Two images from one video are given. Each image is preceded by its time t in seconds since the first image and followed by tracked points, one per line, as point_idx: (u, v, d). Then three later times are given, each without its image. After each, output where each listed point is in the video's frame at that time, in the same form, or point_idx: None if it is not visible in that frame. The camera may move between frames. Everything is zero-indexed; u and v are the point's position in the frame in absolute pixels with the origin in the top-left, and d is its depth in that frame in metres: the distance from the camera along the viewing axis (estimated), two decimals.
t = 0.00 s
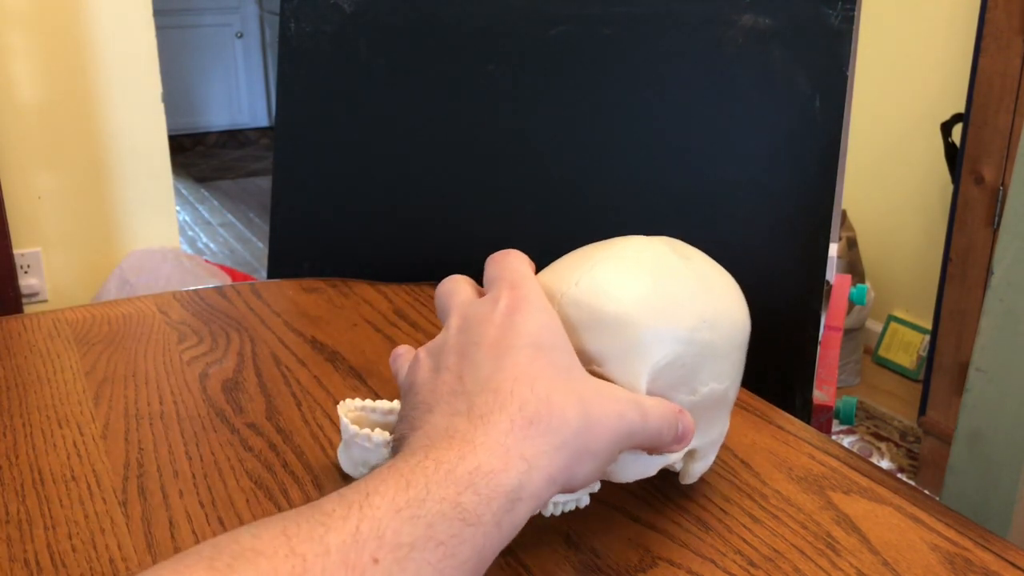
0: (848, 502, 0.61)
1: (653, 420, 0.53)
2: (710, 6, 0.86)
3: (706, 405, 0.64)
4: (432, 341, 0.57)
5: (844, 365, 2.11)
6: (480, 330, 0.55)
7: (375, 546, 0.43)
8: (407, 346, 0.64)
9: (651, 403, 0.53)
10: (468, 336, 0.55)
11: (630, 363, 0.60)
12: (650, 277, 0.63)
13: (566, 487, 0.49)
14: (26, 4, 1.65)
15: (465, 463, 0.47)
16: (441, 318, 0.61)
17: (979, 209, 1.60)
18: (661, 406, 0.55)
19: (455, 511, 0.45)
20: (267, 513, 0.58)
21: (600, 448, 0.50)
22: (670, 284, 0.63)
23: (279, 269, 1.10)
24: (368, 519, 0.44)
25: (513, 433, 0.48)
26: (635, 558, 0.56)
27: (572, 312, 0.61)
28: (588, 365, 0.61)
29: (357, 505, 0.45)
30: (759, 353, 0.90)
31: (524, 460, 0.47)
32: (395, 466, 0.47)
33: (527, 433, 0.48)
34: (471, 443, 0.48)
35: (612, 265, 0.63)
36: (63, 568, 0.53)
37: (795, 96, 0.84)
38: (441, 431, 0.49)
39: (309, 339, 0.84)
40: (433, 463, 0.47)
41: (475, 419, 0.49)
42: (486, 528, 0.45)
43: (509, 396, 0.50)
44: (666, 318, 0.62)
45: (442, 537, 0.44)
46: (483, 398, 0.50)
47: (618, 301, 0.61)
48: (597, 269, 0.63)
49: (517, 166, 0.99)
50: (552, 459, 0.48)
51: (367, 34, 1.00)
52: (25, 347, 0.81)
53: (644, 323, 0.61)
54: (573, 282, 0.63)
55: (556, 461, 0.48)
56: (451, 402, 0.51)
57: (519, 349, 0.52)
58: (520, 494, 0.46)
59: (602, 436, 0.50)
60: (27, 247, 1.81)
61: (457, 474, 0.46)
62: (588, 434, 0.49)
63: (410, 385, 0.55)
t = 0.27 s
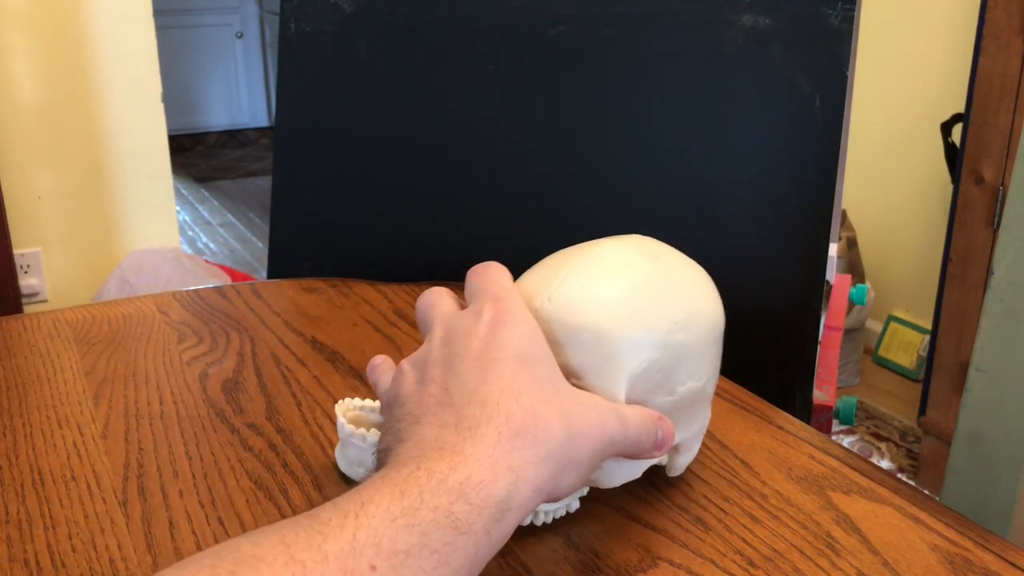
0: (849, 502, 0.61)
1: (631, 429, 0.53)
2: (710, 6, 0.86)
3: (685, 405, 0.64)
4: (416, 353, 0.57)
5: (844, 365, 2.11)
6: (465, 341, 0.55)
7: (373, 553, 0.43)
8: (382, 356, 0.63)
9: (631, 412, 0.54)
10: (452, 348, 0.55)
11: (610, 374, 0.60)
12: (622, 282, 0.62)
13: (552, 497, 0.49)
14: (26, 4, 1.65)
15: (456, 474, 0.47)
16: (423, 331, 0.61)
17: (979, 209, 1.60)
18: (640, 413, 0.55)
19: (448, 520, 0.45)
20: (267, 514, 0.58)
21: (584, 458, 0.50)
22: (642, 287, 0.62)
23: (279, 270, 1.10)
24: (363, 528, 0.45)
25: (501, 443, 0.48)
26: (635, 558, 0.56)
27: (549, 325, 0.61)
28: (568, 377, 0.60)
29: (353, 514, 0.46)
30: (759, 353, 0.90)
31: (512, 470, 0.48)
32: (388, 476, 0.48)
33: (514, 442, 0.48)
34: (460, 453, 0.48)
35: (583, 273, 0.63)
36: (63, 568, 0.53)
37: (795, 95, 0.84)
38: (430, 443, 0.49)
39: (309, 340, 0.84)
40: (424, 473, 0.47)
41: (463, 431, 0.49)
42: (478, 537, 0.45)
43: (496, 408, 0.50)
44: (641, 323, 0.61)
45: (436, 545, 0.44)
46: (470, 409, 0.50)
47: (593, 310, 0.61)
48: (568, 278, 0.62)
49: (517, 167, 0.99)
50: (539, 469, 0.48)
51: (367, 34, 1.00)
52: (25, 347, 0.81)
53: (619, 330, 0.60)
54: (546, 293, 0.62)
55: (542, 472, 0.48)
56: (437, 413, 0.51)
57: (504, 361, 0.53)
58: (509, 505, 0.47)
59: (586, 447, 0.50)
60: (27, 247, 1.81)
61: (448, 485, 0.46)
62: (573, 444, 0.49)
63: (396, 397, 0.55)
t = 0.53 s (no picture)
0: (849, 502, 0.61)
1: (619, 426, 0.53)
2: (710, 6, 0.86)
3: (673, 404, 0.65)
4: (405, 363, 0.57)
5: (844, 365, 2.11)
6: (455, 350, 0.55)
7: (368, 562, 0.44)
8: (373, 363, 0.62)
9: (621, 417, 0.54)
10: (441, 355, 0.55)
11: (599, 379, 0.60)
12: (609, 284, 0.62)
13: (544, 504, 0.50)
14: (26, 4, 1.65)
15: (450, 484, 0.47)
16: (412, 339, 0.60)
17: (979, 209, 1.60)
18: (628, 416, 0.55)
19: (443, 530, 0.46)
20: (268, 514, 0.58)
21: (574, 466, 0.50)
22: (629, 290, 0.62)
23: (279, 270, 1.10)
24: (359, 538, 0.45)
25: (493, 453, 0.49)
26: (635, 558, 0.56)
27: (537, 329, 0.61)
28: (557, 385, 0.61)
29: (349, 525, 0.46)
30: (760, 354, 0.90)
31: (504, 479, 0.48)
32: (381, 488, 0.48)
33: (506, 451, 0.49)
34: (453, 463, 0.48)
35: (570, 276, 0.63)
36: (63, 568, 0.53)
37: (795, 95, 0.84)
38: (422, 454, 0.50)
39: (309, 340, 0.84)
40: (418, 483, 0.48)
41: (455, 441, 0.49)
42: (472, 547, 0.46)
43: (487, 417, 0.50)
44: (628, 327, 0.61)
45: (431, 555, 0.45)
46: (461, 419, 0.50)
47: (580, 314, 0.61)
48: (555, 281, 0.62)
49: (517, 167, 0.99)
50: (530, 478, 0.48)
51: (367, 34, 1.00)
52: (25, 347, 0.81)
53: (607, 334, 0.61)
54: (534, 297, 0.62)
55: (534, 480, 0.49)
56: (428, 423, 0.51)
57: (494, 370, 0.53)
58: (502, 514, 0.47)
59: (575, 454, 0.50)
60: (27, 247, 1.81)
61: (442, 495, 0.47)
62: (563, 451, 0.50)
63: (387, 407, 0.55)
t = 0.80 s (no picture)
0: (849, 502, 0.61)
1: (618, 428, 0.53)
2: (710, 6, 0.86)
3: (672, 400, 0.65)
4: (404, 367, 0.57)
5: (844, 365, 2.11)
6: (454, 353, 0.55)
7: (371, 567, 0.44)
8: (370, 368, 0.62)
9: (618, 419, 0.54)
10: (440, 358, 0.55)
11: (597, 378, 0.60)
12: (605, 283, 0.62)
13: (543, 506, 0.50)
14: (26, 4, 1.65)
15: (451, 488, 0.48)
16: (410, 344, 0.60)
17: (979, 209, 1.60)
18: (627, 418, 0.55)
19: (445, 535, 0.46)
20: (268, 514, 0.58)
21: (574, 470, 0.50)
22: (625, 288, 0.63)
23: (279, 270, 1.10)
24: (361, 543, 0.45)
25: (494, 458, 0.49)
26: (635, 558, 0.56)
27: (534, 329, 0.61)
28: (557, 386, 0.61)
29: (351, 530, 0.46)
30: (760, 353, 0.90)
31: (505, 483, 0.48)
32: (381, 492, 0.48)
33: (506, 455, 0.49)
34: (454, 469, 0.49)
35: (565, 275, 0.63)
36: (63, 568, 0.53)
37: (795, 95, 0.84)
38: (422, 458, 0.50)
39: (310, 340, 0.84)
40: (419, 488, 0.48)
41: (456, 445, 0.50)
42: (474, 551, 0.46)
43: (487, 421, 0.50)
44: (625, 325, 0.62)
45: (432, 560, 0.45)
46: (461, 423, 0.51)
47: (577, 313, 0.61)
48: (550, 280, 0.62)
49: (517, 167, 0.99)
50: (531, 482, 0.49)
51: (367, 34, 1.00)
52: (25, 346, 0.81)
53: (604, 333, 0.61)
54: (529, 296, 0.62)
55: (534, 484, 0.49)
56: (428, 427, 0.51)
57: (493, 373, 0.53)
58: (503, 518, 0.48)
59: (574, 457, 0.50)
60: (27, 247, 1.81)
61: (444, 499, 0.47)
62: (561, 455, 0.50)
63: (386, 410, 0.55)
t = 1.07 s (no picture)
0: (849, 502, 0.61)
1: (617, 423, 0.53)
2: (710, 6, 0.86)
3: (671, 397, 0.65)
4: (404, 363, 0.57)
5: (844, 365, 2.11)
6: (456, 346, 0.55)
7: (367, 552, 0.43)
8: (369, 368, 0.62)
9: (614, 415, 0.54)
10: (439, 351, 0.55)
11: (597, 374, 0.60)
12: (601, 281, 0.63)
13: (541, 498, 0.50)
14: (26, 4, 1.65)
15: (449, 474, 0.47)
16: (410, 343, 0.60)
17: (979, 210, 1.60)
18: (625, 413, 0.55)
19: (442, 520, 0.45)
20: (267, 513, 0.59)
21: (571, 461, 0.50)
22: (621, 285, 0.63)
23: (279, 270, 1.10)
24: (359, 527, 0.45)
25: (493, 446, 0.49)
26: (634, 558, 0.56)
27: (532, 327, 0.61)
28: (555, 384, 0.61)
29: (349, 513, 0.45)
30: (760, 354, 0.90)
31: (503, 471, 0.48)
32: (378, 479, 0.48)
33: (504, 442, 0.49)
34: (452, 455, 0.48)
35: (561, 274, 0.63)
36: (64, 568, 0.53)
37: (795, 95, 0.84)
38: (420, 445, 0.49)
39: (309, 340, 0.84)
40: (416, 473, 0.47)
41: (454, 433, 0.49)
42: (471, 536, 0.46)
43: (485, 410, 0.50)
44: (621, 322, 0.62)
45: (429, 544, 0.44)
46: (459, 411, 0.51)
47: (574, 311, 0.61)
48: (546, 279, 0.62)
49: (517, 166, 0.99)
50: (528, 471, 0.48)
51: (367, 34, 1.00)
52: (25, 346, 0.81)
53: (601, 330, 0.61)
54: (526, 296, 0.62)
55: (531, 473, 0.49)
56: (427, 416, 0.51)
57: (494, 365, 0.53)
58: (499, 504, 0.47)
59: (573, 449, 0.50)
60: (27, 247, 1.81)
61: (442, 485, 0.47)
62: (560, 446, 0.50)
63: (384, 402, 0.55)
